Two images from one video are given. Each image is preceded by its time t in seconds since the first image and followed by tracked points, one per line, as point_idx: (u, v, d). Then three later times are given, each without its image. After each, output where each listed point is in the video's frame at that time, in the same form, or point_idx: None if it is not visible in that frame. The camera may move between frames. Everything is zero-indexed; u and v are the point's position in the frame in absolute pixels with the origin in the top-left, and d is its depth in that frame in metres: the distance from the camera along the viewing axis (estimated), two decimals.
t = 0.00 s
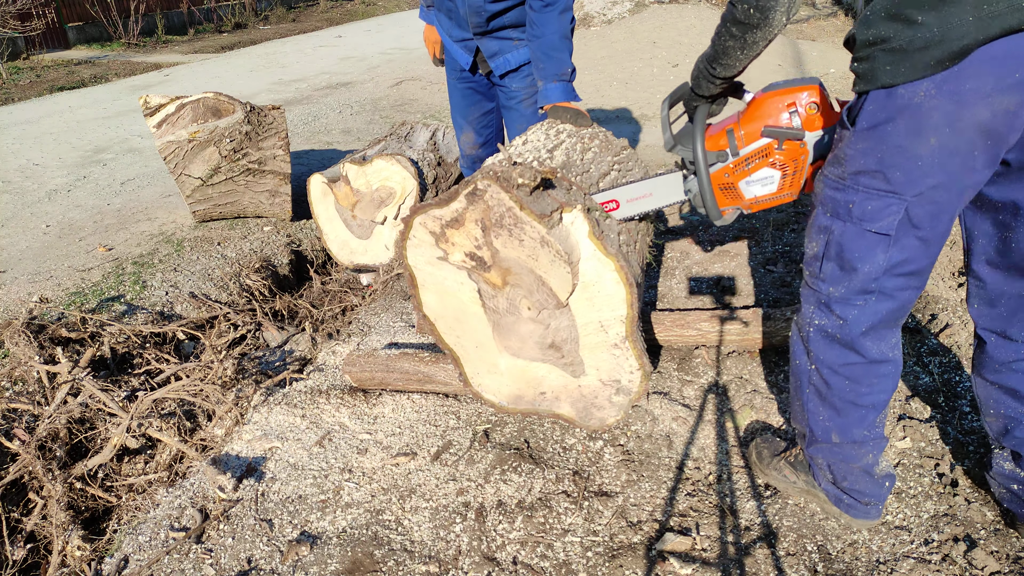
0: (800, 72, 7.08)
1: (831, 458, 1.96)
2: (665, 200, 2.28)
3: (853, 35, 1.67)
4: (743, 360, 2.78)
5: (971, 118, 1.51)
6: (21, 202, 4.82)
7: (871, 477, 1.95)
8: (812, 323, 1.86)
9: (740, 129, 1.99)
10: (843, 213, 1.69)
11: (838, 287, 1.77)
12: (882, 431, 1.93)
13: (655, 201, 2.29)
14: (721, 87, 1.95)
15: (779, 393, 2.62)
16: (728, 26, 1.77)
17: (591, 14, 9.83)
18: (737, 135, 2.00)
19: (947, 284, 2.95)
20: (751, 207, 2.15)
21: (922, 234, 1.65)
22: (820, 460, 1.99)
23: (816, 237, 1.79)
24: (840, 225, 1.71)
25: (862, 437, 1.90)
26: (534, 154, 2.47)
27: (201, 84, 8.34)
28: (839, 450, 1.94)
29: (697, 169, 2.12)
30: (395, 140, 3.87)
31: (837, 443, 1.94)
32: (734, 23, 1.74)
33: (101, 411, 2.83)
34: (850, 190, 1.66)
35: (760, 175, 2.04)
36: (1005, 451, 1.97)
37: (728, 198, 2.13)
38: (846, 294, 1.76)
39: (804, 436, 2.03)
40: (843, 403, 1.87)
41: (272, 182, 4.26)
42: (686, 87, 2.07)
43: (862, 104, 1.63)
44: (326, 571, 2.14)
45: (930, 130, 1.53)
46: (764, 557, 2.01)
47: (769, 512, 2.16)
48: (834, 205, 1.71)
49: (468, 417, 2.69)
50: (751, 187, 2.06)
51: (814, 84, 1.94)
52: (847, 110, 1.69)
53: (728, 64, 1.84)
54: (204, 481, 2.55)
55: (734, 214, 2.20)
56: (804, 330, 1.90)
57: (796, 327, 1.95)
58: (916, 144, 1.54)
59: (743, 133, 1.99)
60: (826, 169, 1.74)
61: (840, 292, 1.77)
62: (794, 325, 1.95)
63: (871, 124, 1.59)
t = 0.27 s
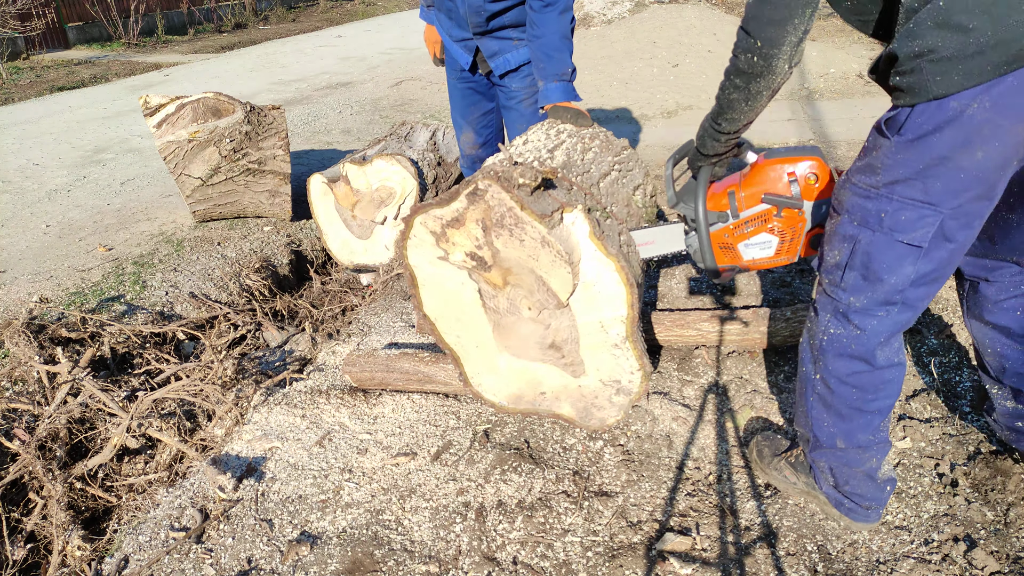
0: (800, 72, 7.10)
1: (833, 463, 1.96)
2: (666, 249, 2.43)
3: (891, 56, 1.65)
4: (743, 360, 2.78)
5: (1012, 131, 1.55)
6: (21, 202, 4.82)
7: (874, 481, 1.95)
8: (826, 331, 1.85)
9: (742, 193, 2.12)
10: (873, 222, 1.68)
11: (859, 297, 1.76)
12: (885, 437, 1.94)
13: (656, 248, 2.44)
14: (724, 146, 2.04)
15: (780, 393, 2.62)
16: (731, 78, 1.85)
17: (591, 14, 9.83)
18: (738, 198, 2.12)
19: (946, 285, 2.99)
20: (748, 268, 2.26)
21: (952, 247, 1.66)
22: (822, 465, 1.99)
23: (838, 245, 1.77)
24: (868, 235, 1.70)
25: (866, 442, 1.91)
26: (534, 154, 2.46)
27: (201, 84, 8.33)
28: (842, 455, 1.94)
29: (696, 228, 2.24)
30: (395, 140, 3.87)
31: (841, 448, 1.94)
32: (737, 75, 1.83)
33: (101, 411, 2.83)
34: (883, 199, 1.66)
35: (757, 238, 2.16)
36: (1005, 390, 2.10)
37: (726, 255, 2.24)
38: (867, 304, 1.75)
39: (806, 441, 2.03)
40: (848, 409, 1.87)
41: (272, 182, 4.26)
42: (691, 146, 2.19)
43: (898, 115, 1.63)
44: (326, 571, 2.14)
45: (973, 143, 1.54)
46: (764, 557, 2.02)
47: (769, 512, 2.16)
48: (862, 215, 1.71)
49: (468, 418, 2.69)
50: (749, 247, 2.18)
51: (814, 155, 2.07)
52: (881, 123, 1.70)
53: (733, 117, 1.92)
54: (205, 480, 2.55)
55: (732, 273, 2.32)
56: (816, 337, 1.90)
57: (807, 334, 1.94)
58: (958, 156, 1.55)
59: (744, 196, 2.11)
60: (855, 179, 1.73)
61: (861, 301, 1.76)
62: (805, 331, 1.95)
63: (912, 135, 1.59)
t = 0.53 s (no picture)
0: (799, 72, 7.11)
1: (834, 454, 1.96)
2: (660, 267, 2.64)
3: (954, 93, 1.62)
4: (743, 360, 2.78)
5: None
6: (21, 202, 4.82)
7: (873, 475, 1.96)
8: (840, 313, 1.81)
9: (749, 230, 2.38)
10: (918, 226, 1.65)
11: (887, 288, 1.72)
12: (886, 428, 1.93)
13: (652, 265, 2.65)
14: (744, 186, 2.03)
15: (780, 393, 2.62)
16: (762, 127, 1.81)
17: (591, 14, 9.84)
18: (744, 233, 2.39)
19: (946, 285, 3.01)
20: (739, 298, 2.58)
21: (991, 257, 1.68)
22: (821, 455, 1.98)
23: (874, 242, 1.71)
24: (910, 238, 1.66)
25: (868, 428, 1.90)
26: (534, 154, 2.46)
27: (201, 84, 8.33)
28: (843, 443, 1.93)
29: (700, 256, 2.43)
30: (395, 140, 3.87)
31: (842, 435, 1.93)
32: (769, 125, 1.79)
33: (101, 411, 2.83)
34: (932, 206, 1.63)
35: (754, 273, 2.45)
36: (1001, 401, 2.10)
37: (722, 284, 2.54)
38: (893, 295, 1.73)
39: (806, 429, 2.01)
40: (852, 393, 1.86)
41: (272, 182, 4.26)
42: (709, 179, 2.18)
43: (960, 133, 1.61)
44: (326, 571, 2.14)
45: None
46: (764, 557, 2.01)
47: (769, 512, 2.16)
48: (906, 219, 1.66)
49: (468, 418, 2.69)
50: (745, 280, 2.49)
51: (823, 206, 2.32)
52: (936, 135, 1.66)
53: (758, 162, 1.89)
54: (205, 481, 2.55)
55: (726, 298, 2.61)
56: (826, 319, 1.86)
57: (815, 315, 1.91)
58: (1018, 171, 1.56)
59: (749, 234, 2.38)
60: (901, 183, 1.67)
61: (887, 292, 1.73)
62: (816, 313, 1.91)
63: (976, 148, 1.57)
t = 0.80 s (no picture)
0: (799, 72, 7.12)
1: (836, 452, 1.95)
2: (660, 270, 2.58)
3: (983, 92, 1.62)
4: (743, 360, 2.77)
5: None
6: (21, 202, 4.82)
7: (874, 473, 1.96)
8: (855, 310, 1.80)
9: (721, 232, 2.38)
10: (944, 225, 1.65)
11: (906, 285, 1.72)
12: (891, 427, 1.93)
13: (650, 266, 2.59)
14: (722, 185, 2.06)
15: (779, 393, 2.62)
16: (751, 121, 1.82)
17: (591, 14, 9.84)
18: (717, 236, 2.39)
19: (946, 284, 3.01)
20: (711, 299, 2.59)
21: (1011, 256, 1.71)
22: (825, 453, 1.98)
23: (898, 239, 1.71)
24: (936, 236, 1.67)
25: (874, 427, 1.90)
26: (534, 154, 2.46)
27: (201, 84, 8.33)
28: (846, 441, 1.93)
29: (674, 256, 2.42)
30: (396, 140, 3.87)
31: (847, 433, 1.92)
32: (759, 119, 1.80)
33: (101, 411, 2.83)
34: (960, 205, 1.63)
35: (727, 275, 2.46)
36: (999, 400, 2.09)
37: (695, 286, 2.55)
38: (911, 292, 1.72)
39: (811, 426, 2.00)
40: (860, 391, 1.86)
41: (272, 182, 4.26)
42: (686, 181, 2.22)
43: (994, 130, 1.59)
44: (326, 571, 2.13)
45: None
46: (764, 557, 2.01)
47: (769, 512, 2.16)
48: (933, 217, 1.66)
49: (468, 418, 2.69)
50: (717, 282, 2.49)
51: (792, 213, 2.35)
52: (965, 132, 1.65)
53: (740, 159, 1.91)
54: (205, 480, 2.55)
55: (695, 301, 2.63)
56: (840, 316, 1.84)
57: (828, 311, 1.89)
58: None
59: (721, 237, 2.38)
60: (929, 181, 1.66)
61: (906, 289, 1.72)
62: (827, 309, 1.90)
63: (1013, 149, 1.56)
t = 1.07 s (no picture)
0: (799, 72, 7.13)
1: (834, 449, 1.96)
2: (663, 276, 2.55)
3: (982, 88, 1.60)
4: (743, 360, 2.77)
5: None
6: (21, 202, 4.82)
7: (872, 470, 1.96)
8: (853, 309, 1.79)
9: (748, 249, 2.32)
10: (942, 220, 1.65)
11: (904, 282, 1.71)
12: (888, 425, 1.93)
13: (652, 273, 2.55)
14: (745, 198, 1.97)
15: (779, 393, 2.62)
16: (762, 124, 1.81)
17: (591, 14, 9.84)
18: (744, 251, 2.33)
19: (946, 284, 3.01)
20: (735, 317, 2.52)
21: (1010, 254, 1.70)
22: (822, 451, 1.98)
23: (896, 236, 1.71)
24: (934, 232, 1.67)
25: (871, 425, 1.90)
26: (533, 154, 2.46)
27: (201, 84, 8.33)
28: (844, 439, 1.93)
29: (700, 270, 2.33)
30: (395, 140, 3.87)
31: (845, 431, 1.92)
32: (768, 120, 1.79)
33: (101, 411, 2.83)
34: (958, 200, 1.63)
35: (753, 294, 2.39)
36: (998, 399, 2.09)
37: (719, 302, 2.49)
38: (910, 289, 1.72)
39: (808, 423, 2.00)
40: (858, 389, 1.86)
41: (272, 182, 4.26)
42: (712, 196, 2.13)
43: (993, 126, 1.59)
44: (326, 571, 2.14)
45: None
46: (764, 557, 2.01)
47: (769, 512, 2.16)
48: (931, 213, 1.66)
49: (468, 418, 2.69)
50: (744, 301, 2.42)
51: (822, 231, 2.29)
52: (965, 128, 1.66)
53: (757, 166, 1.86)
54: (204, 480, 2.55)
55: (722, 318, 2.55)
56: (838, 315, 1.84)
57: (825, 309, 1.89)
58: None
59: (749, 254, 2.32)
60: (928, 177, 1.66)
61: (904, 286, 1.72)
62: (825, 307, 1.89)
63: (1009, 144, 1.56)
